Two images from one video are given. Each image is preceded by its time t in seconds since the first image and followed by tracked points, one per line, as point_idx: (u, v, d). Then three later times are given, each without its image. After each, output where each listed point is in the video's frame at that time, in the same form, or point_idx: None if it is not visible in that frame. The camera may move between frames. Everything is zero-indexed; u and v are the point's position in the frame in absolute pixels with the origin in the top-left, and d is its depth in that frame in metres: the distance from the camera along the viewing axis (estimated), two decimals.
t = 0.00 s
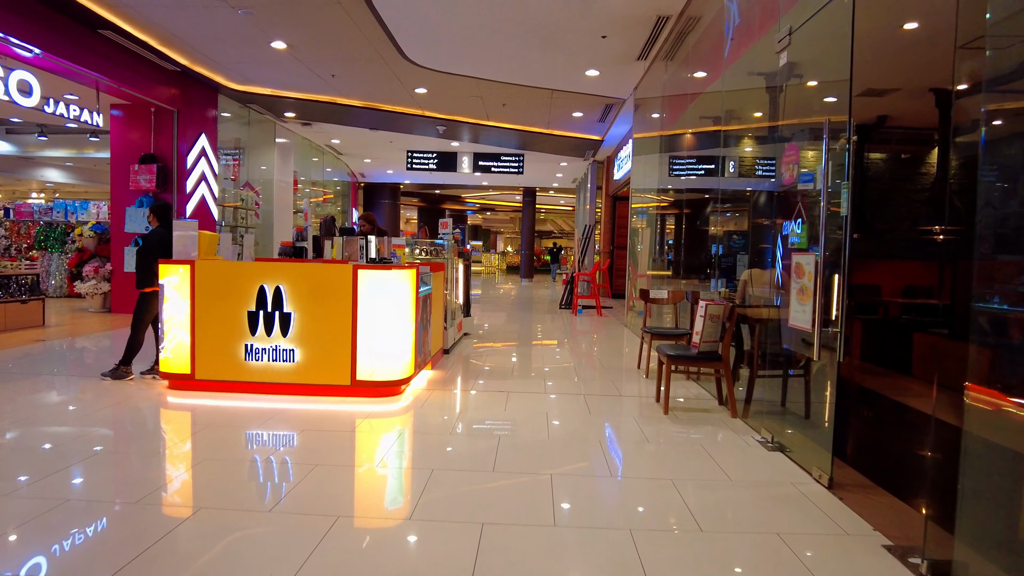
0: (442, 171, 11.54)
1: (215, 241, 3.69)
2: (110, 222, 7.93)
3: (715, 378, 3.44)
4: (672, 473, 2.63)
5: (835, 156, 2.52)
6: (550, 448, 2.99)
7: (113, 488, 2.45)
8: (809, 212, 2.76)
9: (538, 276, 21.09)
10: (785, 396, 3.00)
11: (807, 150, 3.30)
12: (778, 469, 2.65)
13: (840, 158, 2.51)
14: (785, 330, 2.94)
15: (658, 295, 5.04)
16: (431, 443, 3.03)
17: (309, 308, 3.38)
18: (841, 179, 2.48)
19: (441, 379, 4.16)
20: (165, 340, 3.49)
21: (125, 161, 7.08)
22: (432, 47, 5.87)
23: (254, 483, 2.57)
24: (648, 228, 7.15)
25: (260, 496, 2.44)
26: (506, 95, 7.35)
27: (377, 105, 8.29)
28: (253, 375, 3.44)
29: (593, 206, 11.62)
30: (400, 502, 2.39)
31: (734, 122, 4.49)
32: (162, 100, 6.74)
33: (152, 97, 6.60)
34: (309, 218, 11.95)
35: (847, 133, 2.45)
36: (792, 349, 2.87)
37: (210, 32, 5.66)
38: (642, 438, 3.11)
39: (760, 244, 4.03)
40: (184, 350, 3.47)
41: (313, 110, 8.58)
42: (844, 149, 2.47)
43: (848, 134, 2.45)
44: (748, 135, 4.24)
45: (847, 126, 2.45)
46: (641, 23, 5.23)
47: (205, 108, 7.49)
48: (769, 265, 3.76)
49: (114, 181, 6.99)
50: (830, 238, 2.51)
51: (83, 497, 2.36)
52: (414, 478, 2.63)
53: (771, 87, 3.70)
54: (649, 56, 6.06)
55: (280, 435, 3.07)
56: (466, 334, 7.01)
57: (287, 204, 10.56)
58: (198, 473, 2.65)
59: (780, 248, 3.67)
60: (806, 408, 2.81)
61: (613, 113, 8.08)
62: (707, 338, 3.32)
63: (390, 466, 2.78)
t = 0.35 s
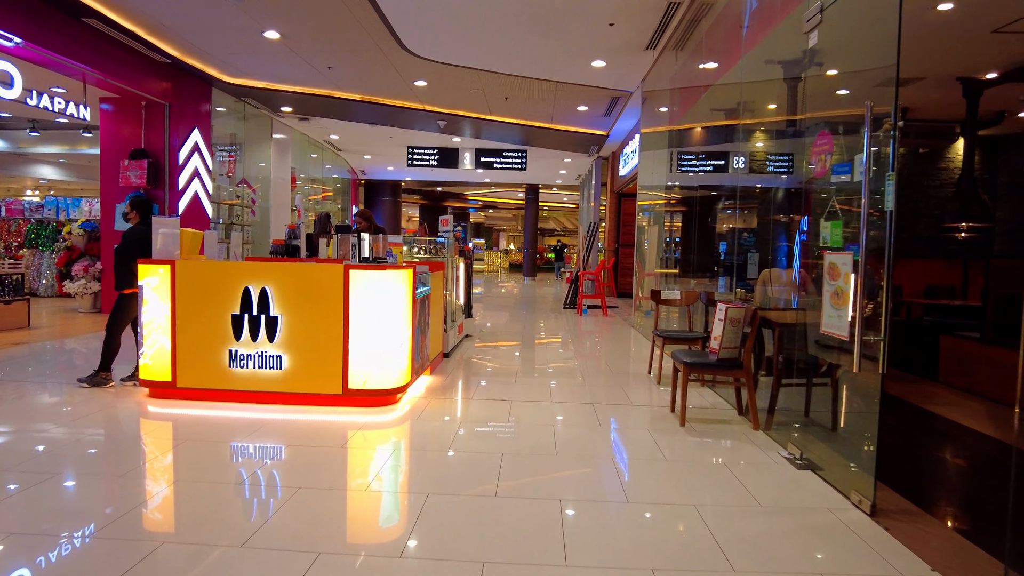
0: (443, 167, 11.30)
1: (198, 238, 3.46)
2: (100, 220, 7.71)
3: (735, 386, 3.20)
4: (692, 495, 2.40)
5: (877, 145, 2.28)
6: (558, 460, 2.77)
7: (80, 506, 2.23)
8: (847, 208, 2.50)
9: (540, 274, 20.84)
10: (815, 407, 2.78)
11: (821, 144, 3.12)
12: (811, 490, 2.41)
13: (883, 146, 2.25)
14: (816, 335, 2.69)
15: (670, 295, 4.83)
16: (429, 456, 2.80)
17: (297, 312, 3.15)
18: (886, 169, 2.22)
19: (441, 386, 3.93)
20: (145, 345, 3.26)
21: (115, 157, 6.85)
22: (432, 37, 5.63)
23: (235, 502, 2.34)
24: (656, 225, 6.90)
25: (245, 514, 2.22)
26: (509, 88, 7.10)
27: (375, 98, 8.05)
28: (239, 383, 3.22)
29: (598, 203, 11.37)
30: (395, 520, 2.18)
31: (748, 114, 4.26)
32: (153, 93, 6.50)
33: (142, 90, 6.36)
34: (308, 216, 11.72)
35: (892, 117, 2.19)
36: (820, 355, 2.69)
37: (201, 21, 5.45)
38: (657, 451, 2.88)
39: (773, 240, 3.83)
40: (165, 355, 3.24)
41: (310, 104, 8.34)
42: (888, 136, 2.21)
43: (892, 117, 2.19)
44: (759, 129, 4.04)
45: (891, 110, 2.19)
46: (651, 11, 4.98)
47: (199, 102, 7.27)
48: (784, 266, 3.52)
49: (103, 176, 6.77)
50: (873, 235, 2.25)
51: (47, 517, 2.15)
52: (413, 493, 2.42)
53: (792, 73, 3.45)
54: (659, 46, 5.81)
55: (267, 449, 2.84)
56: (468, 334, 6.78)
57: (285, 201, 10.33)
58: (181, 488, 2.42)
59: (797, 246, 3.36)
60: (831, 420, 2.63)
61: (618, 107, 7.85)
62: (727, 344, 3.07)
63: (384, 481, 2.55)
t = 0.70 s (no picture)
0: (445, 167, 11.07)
1: (184, 239, 3.22)
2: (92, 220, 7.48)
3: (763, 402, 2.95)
4: (724, 528, 2.15)
5: (939, 138, 2.03)
6: (570, 484, 2.53)
7: (43, 538, 2.01)
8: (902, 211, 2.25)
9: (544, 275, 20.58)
10: (855, 428, 2.53)
11: (839, 142, 2.92)
12: (855, 524, 2.16)
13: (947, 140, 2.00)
14: (861, 349, 2.44)
15: (686, 300, 4.61)
16: (431, 476, 2.57)
17: (288, 319, 2.92)
18: (949, 165, 1.98)
19: (442, 397, 3.68)
20: (124, 355, 3.04)
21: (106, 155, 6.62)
22: (433, 29, 5.40)
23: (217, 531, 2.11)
24: (667, 225, 6.66)
25: (228, 542, 2.01)
26: (514, 83, 6.86)
27: (376, 94, 7.81)
28: (225, 397, 2.98)
29: (604, 203, 11.13)
30: (393, 552, 1.96)
31: (766, 109, 4.03)
32: (146, 88, 6.27)
33: (134, 84, 6.12)
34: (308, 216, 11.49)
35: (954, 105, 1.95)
36: (856, 369, 2.50)
37: (194, 12, 5.22)
38: (680, 473, 2.64)
39: (790, 242, 3.62)
40: (145, 365, 3.01)
41: (310, 100, 8.11)
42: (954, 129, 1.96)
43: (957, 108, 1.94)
44: (774, 126, 3.84)
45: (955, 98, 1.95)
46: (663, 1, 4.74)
47: (194, 99, 7.05)
48: (796, 267, 3.45)
49: (94, 174, 6.52)
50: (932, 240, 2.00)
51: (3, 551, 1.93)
52: (410, 522, 2.18)
53: (818, 63, 3.22)
54: (671, 40, 5.57)
55: (256, 468, 2.60)
56: (471, 339, 6.54)
57: (284, 201, 10.11)
58: (163, 508, 2.24)
59: (809, 252, 3.25)
60: (870, 439, 2.44)
61: (627, 104, 7.62)
62: (755, 356, 2.82)
63: (382, 504, 2.31)
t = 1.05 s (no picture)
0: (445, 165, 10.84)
1: (161, 237, 2.99)
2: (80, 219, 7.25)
3: (790, 414, 2.71)
4: (757, 558, 1.92)
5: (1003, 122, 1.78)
6: (580, 504, 2.29)
7: None
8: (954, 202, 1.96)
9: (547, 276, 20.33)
10: (893, 444, 2.33)
11: (856, 137, 2.76)
12: (903, 556, 1.93)
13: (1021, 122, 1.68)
14: (906, 359, 2.20)
15: (701, 303, 4.35)
16: (428, 494, 2.33)
17: (271, 324, 2.70)
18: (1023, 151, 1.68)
19: (439, 406, 3.46)
20: (95, 361, 2.82)
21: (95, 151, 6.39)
22: (432, 19, 5.16)
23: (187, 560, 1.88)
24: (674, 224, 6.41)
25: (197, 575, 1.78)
26: (516, 77, 6.63)
27: (374, 89, 7.58)
28: (203, 407, 2.76)
29: (608, 202, 10.89)
30: None
31: (780, 102, 3.81)
32: (135, 82, 6.05)
33: (124, 79, 5.90)
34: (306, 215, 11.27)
35: None
36: (898, 380, 2.26)
37: (181, 2, 5.00)
38: (702, 493, 2.40)
39: (796, 242, 3.42)
40: (119, 372, 2.79)
41: (306, 96, 7.88)
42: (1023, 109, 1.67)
43: None
44: (787, 120, 3.63)
45: None
46: None
47: (186, 94, 6.82)
48: (805, 269, 3.27)
49: (81, 170, 6.25)
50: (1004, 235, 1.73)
51: None
52: (401, 545, 1.96)
53: (841, 47, 2.99)
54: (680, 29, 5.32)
55: (239, 484, 2.37)
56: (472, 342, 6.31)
57: (281, 199, 9.89)
58: (138, 528, 2.03)
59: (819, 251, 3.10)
60: (908, 456, 2.28)
61: (632, 100, 7.39)
62: (782, 365, 2.60)
63: (373, 527, 2.08)
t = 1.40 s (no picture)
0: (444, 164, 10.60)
1: (124, 243, 2.75)
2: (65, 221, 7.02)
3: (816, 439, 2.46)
4: None
5: None
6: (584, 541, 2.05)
7: None
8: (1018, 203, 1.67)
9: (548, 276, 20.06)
10: (931, 471, 2.04)
11: (871, 133, 2.53)
12: None
13: None
14: (949, 379, 1.95)
15: (712, 310, 4.09)
16: (415, 525, 2.09)
17: (242, 337, 2.46)
18: None
19: (431, 424, 3.21)
20: (51, 379, 2.58)
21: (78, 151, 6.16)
22: (426, 10, 4.91)
23: None
24: (680, 225, 6.16)
25: None
26: (515, 72, 6.38)
27: (369, 86, 7.34)
28: (169, 429, 2.52)
29: (610, 202, 10.64)
30: None
31: (792, 96, 3.56)
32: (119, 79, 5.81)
33: (107, 76, 5.66)
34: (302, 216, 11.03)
35: None
36: (940, 401, 2.01)
37: None
38: (720, 526, 2.15)
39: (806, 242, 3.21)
40: (77, 390, 2.55)
41: (299, 93, 7.63)
42: None
43: None
44: (799, 116, 3.39)
45: None
46: None
47: (172, 92, 6.58)
48: (816, 270, 3.06)
49: (64, 171, 6.00)
50: None
51: None
52: None
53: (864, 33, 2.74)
54: (687, 20, 5.05)
55: (208, 513, 2.12)
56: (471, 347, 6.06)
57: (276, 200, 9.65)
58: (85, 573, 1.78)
59: (830, 255, 2.89)
60: (950, 484, 1.98)
61: (636, 95, 7.13)
62: (807, 384, 2.36)
63: (356, 561, 1.85)
